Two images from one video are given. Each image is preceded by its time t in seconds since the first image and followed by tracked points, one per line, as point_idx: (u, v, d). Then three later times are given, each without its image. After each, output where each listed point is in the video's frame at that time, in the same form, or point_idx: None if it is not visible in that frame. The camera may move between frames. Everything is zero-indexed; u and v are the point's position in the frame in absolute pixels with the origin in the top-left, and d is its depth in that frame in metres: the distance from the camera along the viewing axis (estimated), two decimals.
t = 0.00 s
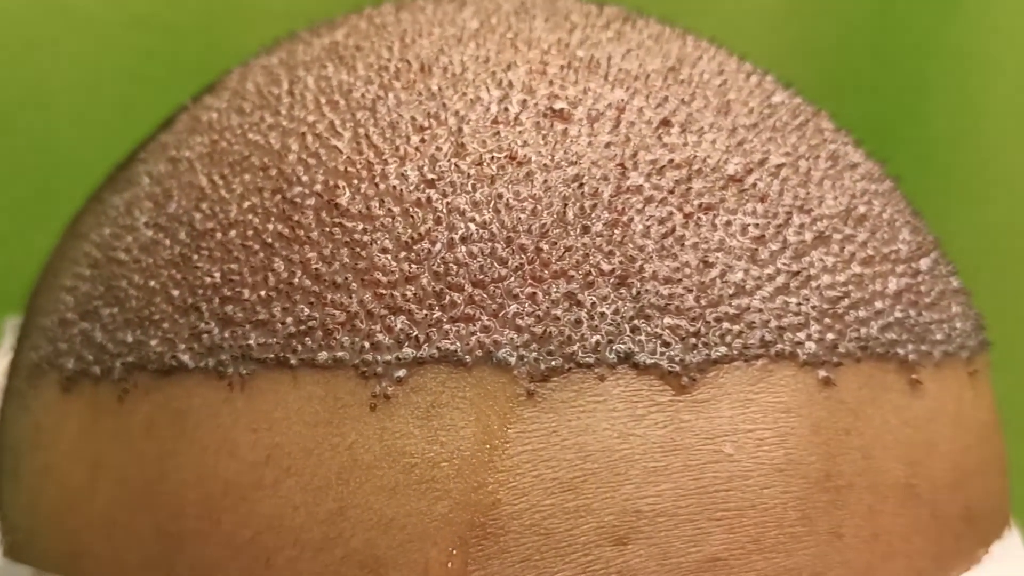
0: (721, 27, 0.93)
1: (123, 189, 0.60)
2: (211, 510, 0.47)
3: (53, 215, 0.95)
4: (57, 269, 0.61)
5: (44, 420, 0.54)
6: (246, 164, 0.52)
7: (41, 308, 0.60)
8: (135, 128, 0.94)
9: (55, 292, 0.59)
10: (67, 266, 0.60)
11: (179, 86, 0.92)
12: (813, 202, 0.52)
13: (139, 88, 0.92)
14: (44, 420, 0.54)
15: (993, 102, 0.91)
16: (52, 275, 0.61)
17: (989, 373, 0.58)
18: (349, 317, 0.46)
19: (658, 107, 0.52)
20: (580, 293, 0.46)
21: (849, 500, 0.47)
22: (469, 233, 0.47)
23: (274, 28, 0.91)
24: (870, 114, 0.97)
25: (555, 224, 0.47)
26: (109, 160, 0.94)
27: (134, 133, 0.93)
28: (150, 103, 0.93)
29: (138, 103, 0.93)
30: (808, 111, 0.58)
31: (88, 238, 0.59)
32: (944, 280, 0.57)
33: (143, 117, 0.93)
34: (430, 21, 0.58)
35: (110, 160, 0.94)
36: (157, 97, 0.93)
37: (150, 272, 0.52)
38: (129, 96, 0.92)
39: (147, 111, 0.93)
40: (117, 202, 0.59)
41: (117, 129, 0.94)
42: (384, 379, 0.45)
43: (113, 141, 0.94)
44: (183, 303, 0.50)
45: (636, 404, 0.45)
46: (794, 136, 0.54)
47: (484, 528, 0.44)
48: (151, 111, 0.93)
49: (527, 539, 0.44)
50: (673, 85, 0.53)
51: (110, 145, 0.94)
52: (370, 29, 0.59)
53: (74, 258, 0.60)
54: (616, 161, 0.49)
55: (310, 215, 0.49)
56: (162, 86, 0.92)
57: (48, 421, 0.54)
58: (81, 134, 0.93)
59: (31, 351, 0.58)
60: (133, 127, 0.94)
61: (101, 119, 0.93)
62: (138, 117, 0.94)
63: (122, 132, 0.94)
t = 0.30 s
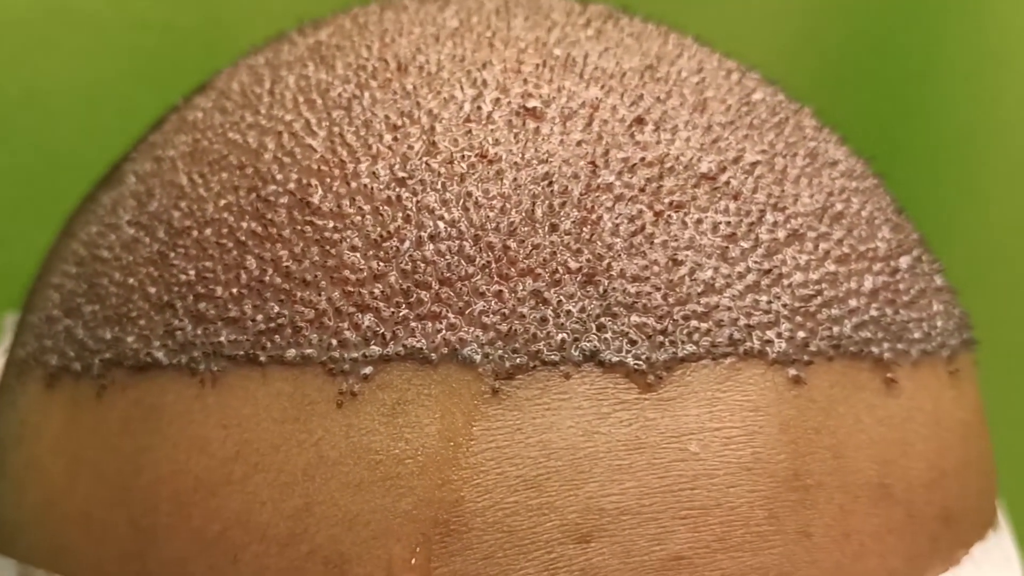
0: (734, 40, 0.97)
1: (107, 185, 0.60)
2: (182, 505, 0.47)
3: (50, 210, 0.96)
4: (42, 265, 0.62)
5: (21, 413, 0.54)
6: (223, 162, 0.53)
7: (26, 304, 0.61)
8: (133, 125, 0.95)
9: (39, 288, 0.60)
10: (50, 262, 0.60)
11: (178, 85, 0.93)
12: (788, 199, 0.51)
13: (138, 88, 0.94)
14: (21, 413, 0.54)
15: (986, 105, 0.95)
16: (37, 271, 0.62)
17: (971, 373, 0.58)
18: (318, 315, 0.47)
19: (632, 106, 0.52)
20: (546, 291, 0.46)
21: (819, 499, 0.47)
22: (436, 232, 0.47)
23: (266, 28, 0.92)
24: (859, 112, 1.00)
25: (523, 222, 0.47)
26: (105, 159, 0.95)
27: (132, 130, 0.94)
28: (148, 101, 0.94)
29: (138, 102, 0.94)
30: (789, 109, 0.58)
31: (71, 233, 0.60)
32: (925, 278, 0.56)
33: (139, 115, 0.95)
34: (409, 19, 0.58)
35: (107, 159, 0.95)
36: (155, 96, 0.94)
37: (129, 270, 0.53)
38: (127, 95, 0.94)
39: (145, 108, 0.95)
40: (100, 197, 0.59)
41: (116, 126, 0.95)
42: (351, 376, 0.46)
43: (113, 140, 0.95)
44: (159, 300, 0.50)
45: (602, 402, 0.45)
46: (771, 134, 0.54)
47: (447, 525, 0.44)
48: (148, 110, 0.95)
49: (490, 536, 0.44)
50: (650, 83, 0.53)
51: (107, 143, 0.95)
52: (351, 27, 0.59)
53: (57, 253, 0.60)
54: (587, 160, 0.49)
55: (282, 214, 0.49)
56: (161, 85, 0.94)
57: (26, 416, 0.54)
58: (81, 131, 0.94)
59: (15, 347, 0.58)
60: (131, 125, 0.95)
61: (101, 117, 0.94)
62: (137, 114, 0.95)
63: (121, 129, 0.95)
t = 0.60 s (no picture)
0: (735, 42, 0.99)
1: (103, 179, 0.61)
2: (161, 495, 0.49)
3: (51, 203, 1.04)
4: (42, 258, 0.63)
5: (24, 405, 0.56)
6: (209, 163, 0.54)
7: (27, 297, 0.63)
8: (133, 118, 1.04)
9: (37, 280, 0.61)
10: (48, 255, 0.62)
11: (181, 76, 1.03)
12: (767, 196, 0.52)
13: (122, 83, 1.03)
14: (24, 405, 0.56)
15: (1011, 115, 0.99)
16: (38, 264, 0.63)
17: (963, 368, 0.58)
18: (294, 313, 0.48)
19: (613, 104, 0.52)
20: (519, 290, 0.47)
21: (793, 495, 0.47)
22: (412, 232, 0.48)
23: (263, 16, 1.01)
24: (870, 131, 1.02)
25: (498, 221, 0.48)
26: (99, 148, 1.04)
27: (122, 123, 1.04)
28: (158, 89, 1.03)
29: (148, 88, 1.04)
30: (775, 104, 0.58)
31: (68, 227, 0.61)
32: (912, 272, 0.56)
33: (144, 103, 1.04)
34: (399, 17, 0.58)
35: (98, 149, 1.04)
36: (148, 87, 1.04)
37: (118, 266, 0.55)
38: (138, 86, 1.03)
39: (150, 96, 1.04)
40: (96, 192, 0.61)
41: (128, 117, 1.04)
42: (326, 374, 0.47)
43: (121, 129, 1.04)
44: (144, 296, 0.52)
45: (573, 399, 0.46)
46: (754, 129, 0.54)
47: (419, 520, 0.45)
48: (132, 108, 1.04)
49: (461, 530, 0.45)
50: (631, 80, 0.54)
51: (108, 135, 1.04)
52: (341, 25, 0.60)
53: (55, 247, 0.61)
54: (564, 159, 0.50)
55: (260, 213, 0.50)
56: (136, 81, 1.03)
57: (28, 408, 0.56)
58: (99, 121, 1.03)
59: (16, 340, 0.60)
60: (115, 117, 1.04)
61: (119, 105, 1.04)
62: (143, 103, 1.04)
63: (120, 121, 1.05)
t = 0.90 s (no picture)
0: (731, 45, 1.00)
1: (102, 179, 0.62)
2: (145, 490, 0.49)
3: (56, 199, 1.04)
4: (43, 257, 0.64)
5: (20, 401, 0.57)
6: (197, 160, 0.54)
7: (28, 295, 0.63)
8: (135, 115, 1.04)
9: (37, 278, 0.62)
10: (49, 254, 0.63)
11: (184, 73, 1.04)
12: (750, 191, 0.51)
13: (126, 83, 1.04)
14: (20, 401, 0.57)
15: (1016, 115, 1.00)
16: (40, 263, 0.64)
17: (954, 365, 0.57)
18: (274, 308, 0.48)
19: (596, 100, 0.52)
20: (495, 286, 0.47)
21: (771, 492, 0.47)
22: (391, 227, 0.48)
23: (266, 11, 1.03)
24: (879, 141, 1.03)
25: (476, 217, 0.48)
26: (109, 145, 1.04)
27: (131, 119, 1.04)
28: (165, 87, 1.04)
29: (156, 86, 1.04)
30: (764, 100, 0.58)
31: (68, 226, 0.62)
32: (901, 268, 0.55)
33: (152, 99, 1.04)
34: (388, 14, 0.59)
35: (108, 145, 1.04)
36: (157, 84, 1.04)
37: (109, 263, 0.55)
38: (141, 84, 1.04)
39: (157, 94, 1.04)
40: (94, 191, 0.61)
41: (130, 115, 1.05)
42: (303, 369, 0.47)
43: (123, 125, 1.04)
44: (131, 292, 0.52)
45: (548, 395, 0.46)
46: (740, 125, 0.54)
47: (393, 515, 0.45)
48: (139, 105, 1.04)
49: (434, 525, 0.45)
50: (615, 76, 0.54)
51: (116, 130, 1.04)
52: (332, 22, 0.60)
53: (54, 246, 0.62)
54: (544, 155, 0.50)
55: (244, 209, 0.51)
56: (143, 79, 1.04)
57: (23, 404, 0.57)
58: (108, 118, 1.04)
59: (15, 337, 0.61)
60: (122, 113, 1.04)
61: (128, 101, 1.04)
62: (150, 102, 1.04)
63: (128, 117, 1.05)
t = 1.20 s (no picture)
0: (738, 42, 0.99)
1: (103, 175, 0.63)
2: (130, 482, 0.49)
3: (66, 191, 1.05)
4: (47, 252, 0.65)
5: (20, 395, 0.58)
6: (188, 155, 0.55)
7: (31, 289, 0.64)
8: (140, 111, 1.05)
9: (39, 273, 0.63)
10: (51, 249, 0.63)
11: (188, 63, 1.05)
12: (734, 185, 0.51)
13: (138, 76, 1.04)
14: (20, 395, 0.58)
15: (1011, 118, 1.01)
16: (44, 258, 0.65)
17: (948, 362, 0.56)
18: (254, 302, 0.49)
19: (581, 95, 0.52)
20: (472, 280, 0.47)
21: (750, 488, 0.47)
22: (372, 222, 0.48)
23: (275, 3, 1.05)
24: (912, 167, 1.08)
25: (455, 212, 0.48)
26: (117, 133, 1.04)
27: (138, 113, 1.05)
28: (174, 80, 1.05)
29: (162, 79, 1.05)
30: (757, 94, 0.57)
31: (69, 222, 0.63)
32: (892, 263, 0.55)
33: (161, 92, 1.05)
34: (380, 10, 0.59)
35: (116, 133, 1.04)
36: (165, 77, 1.05)
37: (102, 257, 0.56)
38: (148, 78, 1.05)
39: (163, 88, 1.05)
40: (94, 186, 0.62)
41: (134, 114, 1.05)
42: (283, 363, 0.47)
43: (130, 121, 1.05)
44: (122, 286, 0.53)
45: (523, 389, 0.46)
46: (728, 118, 0.54)
47: (369, 508, 0.45)
48: (147, 97, 1.05)
49: (410, 519, 0.45)
50: (602, 70, 0.54)
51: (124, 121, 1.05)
52: (327, 17, 0.60)
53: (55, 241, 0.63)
54: (525, 149, 0.50)
55: (230, 203, 0.51)
56: (150, 71, 1.05)
57: (22, 398, 0.58)
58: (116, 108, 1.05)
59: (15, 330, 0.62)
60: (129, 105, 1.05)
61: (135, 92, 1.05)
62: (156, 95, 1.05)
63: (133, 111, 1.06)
